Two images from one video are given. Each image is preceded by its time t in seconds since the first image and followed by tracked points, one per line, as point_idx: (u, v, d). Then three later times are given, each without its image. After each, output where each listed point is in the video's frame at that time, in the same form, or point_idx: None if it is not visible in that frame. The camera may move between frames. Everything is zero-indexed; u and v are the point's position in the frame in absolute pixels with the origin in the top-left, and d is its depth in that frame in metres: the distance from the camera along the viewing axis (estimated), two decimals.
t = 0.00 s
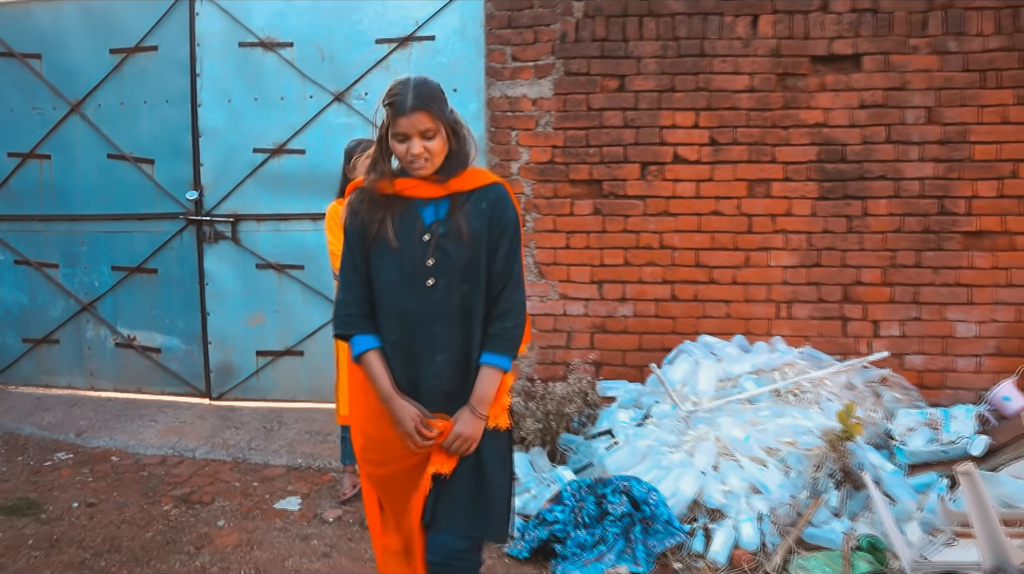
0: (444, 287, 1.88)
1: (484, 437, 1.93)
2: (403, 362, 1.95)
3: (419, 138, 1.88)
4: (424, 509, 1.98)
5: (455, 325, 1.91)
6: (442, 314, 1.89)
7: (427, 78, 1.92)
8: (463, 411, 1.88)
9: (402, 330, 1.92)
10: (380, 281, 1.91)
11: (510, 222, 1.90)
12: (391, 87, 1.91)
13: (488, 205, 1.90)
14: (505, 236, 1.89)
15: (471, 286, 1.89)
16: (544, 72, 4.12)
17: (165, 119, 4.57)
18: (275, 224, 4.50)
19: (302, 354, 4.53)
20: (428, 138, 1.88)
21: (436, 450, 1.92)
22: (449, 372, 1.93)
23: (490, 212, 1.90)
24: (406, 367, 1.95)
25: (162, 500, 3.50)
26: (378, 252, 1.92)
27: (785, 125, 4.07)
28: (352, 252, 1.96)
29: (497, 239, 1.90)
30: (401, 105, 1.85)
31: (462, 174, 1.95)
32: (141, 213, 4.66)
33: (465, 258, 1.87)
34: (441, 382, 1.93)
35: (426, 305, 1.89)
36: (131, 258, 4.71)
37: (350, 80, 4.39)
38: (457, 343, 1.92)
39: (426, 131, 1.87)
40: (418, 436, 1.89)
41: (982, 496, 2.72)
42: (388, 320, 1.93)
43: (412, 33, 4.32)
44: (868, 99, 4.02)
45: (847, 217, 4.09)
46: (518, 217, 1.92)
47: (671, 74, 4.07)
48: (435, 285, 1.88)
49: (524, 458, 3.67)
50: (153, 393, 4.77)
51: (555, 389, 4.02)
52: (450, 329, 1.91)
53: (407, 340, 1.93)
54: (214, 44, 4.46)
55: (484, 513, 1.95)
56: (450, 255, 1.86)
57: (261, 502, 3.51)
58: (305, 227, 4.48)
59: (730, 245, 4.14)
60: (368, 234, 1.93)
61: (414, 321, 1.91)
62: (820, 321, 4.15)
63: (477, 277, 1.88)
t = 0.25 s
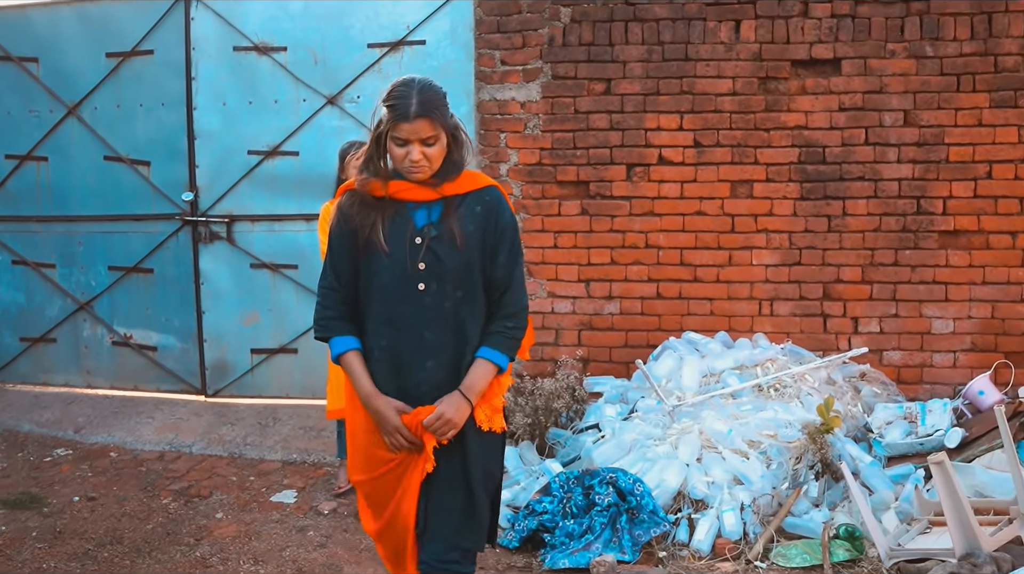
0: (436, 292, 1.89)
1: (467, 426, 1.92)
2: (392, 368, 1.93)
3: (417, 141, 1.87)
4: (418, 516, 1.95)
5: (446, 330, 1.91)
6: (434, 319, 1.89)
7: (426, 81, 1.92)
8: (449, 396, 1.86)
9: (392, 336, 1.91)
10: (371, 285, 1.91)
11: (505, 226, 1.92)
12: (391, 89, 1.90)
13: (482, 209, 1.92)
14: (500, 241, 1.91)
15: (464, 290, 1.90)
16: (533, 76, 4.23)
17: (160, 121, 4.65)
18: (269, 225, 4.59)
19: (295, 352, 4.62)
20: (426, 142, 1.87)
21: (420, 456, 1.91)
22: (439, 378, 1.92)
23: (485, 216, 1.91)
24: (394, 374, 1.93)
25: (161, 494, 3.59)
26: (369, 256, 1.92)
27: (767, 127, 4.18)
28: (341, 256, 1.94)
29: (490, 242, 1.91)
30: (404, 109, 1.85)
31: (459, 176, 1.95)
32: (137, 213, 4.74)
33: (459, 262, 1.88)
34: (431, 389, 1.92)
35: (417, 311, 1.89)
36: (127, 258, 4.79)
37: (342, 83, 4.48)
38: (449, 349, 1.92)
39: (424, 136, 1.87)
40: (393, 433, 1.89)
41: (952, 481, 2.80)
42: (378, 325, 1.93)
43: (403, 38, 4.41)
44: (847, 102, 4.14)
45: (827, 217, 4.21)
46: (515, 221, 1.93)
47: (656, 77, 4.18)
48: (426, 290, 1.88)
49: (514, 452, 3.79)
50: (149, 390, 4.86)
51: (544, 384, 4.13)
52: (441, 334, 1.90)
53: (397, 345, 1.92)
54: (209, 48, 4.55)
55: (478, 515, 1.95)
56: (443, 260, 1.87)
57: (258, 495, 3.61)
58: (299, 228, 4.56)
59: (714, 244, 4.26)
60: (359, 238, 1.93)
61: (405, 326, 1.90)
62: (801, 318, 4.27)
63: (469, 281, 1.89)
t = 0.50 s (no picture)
0: (428, 293, 1.87)
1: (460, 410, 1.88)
2: (383, 371, 1.90)
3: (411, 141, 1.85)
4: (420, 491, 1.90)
5: (439, 332, 1.89)
6: (427, 320, 1.87)
7: (420, 80, 1.89)
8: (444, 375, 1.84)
9: (383, 338, 1.89)
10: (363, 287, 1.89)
11: (497, 226, 1.91)
12: (384, 88, 1.88)
13: (474, 208, 1.91)
14: (492, 240, 1.91)
15: (456, 291, 1.88)
16: (520, 79, 4.32)
17: (154, 123, 4.71)
18: (261, 225, 4.66)
19: (287, 350, 4.69)
20: (420, 142, 1.85)
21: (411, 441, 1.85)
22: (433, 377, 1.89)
23: (477, 216, 1.90)
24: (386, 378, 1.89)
25: (157, 488, 3.66)
26: (360, 258, 1.89)
27: (748, 129, 4.29)
28: (332, 257, 1.92)
29: (482, 242, 1.90)
30: (400, 108, 1.83)
31: (451, 174, 1.94)
32: (131, 214, 4.81)
33: (451, 263, 1.86)
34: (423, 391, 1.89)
35: (409, 312, 1.87)
36: (121, 258, 4.85)
37: (333, 86, 4.55)
38: (441, 351, 1.89)
39: (420, 135, 1.84)
40: (380, 405, 1.82)
41: (926, 471, 2.90)
42: (369, 328, 1.90)
43: (392, 41, 4.50)
44: (826, 105, 4.26)
45: (807, 217, 4.32)
46: (507, 220, 1.93)
47: (640, 81, 4.28)
48: (419, 292, 1.87)
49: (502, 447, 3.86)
50: (142, 388, 4.92)
51: (531, 380, 4.21)
52: (434, 335, 1.88)
53: (388, 348, 1.89)
54: (202, 51, 4.62)
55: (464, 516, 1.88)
56: (436, 261, 1.86)
57: (252, 489, 3.68)
58: (290, 228, 4.64)
59: (697, 244, 4.36)
60: (350, 239, 1.90)
61: (397, 328, 1.88)
62: (782, 316, 4.38)
63: (463, 281, 1.88)
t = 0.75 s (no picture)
0: (432, 299, 1.84)
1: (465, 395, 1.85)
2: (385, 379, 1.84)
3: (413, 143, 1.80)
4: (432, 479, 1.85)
5: (442, 337, 1.86)
6: (431, 327, 1.84)
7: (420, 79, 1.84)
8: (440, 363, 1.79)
9: (385, 345, 1.84)
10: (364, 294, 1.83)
11: (498, 229, 1.90)
12: (384, 87, 1.82)
13: (476, 211, 1.88)
14: (494, 244, 1.89)
15: (460, 296, 1.86)
16: (514, 82, 4.40)
17: (153, 125, 4.78)
18: (259, 225, 4.73)
19: (285, 347, 4.77)
20: (422, 143, 1.80)
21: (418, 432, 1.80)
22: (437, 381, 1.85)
23: (479, 219, 1.88)
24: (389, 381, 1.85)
25: (159, 483, 3.73)
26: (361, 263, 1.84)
27: (738, 131, 4.39)
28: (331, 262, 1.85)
29: (483, 246, 1.89)
30: (402, 108, 1.77)
31: (451, 176, 1.90)
32: (130, 214, 4.87)
33: (455, 268, 1.84)
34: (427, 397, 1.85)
35: (414, 319, 1.83)
36: (121, 257, 4.92)
37: (330, 88, 4.63)
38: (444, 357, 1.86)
39: (423, 137, 1.80)
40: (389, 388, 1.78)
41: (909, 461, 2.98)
42: (370, 335, 1.85)
43: (389, 45, 4.57)
44: (813, 107, 4.35)
45: (795, 217, 4.42)
46: (507, 223, 1.91)
47: (632, 84, 4.37)
48: (423, 298, 1.83)
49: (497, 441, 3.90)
50: (142, 385, 4.98)
51: (525, 377, 4.27)
52: (438, 341, 1.85)
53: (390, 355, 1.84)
54: (200, 54, 4.69)
55: (477, 515, 1.88)
56: (440, 267, 1.82)
57: (252, 484, 3.76)
58: (288, 228, 4.71)
59: (687, 243, 4.45)
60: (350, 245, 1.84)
61: (400, 336, 1.83)
62: (770, 314, 4.47)
63: (468, 287, 1.86)
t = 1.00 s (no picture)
0: (444, 310, 1.82)
1: (477, 410, 1.86)
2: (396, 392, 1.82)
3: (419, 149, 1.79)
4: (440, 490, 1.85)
5: (454, 349, 1.84)
6: (442, 339, 1.82)
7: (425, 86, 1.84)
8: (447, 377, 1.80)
9: (395, 358, 1.81)
10: (374, 306, 1.80)
11: (509, 240, 1.88)
12: (389, 95, 1.81)
13: (486, 221, 1.87)
14: (505, 254, 1.87)
15: (471, 307, 1.84)
16: (516, 86, 4.47)
17: (160, 128, 4.84)
18: (265, 227, 4.78)
19: (290, 348, 4.82)
20: (427, 150, 1.79)
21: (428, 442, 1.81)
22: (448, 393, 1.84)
23: (489, 229, 1.86)
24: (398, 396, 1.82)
25: (168, 480, 3.79)
26: (370, 275, 1.81)
27: (737, 134, 4.45)
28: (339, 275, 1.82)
29: (494, 257, 1.87)
30: (406, 114, 1.77)
31: (460, 186, 1.89)
32: (137, 216, 4.93)
33: (466, 279, 1.82)
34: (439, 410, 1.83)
35: (425, 330, 1.81)
36: (128, 259, 4.97)
37: (335, 92, 4.69)
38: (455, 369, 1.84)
39: (428, 142, 1.79)
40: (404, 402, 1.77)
41: (907, 458, 3.04)
42: (380, 348, 1.82)
43: (393, 49, 4.63)
44: (812, 111, 4.42)
45: (794, 218, 4.48)
46: (517, 233, 1.90)
47: (632, 88, 4.44)
48: (435, 309, 1.81)
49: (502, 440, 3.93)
50: (149, 385, 5.04)
51: (528, 376, 4.32)
52: (449, 353, 1.83)
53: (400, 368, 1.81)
54: (207, 58, 4.75)
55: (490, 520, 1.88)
56: (451, 277, 1.80)
57: (260, 481, 3.81)
58: (293, 229, 4.77)
59: (687, 244, 4.52)
60: (359, 257, 1.81)
61: (411, 348, 1.81)
62: (769, 313, 4.54)
63: (478, 299, 1.84)
